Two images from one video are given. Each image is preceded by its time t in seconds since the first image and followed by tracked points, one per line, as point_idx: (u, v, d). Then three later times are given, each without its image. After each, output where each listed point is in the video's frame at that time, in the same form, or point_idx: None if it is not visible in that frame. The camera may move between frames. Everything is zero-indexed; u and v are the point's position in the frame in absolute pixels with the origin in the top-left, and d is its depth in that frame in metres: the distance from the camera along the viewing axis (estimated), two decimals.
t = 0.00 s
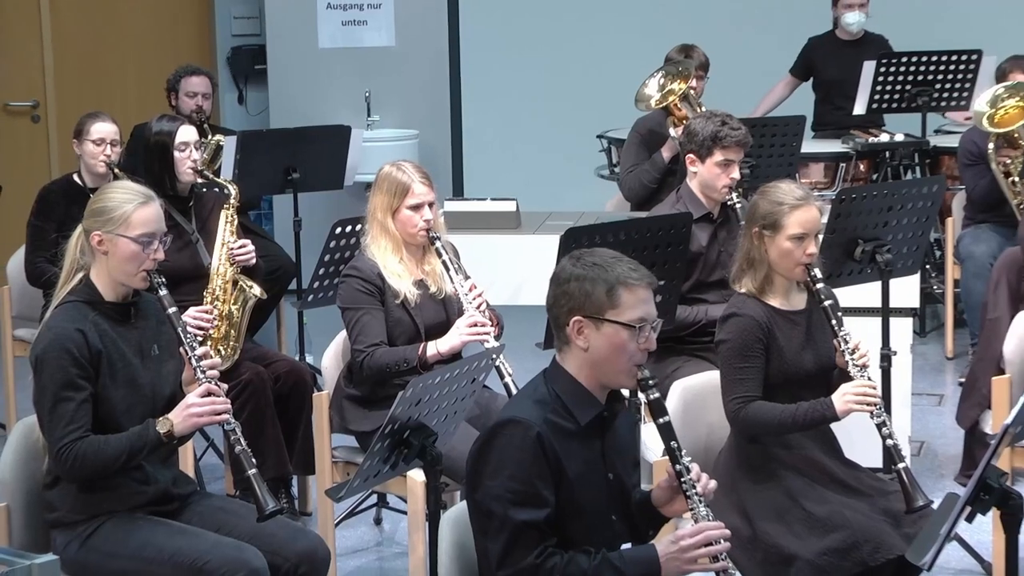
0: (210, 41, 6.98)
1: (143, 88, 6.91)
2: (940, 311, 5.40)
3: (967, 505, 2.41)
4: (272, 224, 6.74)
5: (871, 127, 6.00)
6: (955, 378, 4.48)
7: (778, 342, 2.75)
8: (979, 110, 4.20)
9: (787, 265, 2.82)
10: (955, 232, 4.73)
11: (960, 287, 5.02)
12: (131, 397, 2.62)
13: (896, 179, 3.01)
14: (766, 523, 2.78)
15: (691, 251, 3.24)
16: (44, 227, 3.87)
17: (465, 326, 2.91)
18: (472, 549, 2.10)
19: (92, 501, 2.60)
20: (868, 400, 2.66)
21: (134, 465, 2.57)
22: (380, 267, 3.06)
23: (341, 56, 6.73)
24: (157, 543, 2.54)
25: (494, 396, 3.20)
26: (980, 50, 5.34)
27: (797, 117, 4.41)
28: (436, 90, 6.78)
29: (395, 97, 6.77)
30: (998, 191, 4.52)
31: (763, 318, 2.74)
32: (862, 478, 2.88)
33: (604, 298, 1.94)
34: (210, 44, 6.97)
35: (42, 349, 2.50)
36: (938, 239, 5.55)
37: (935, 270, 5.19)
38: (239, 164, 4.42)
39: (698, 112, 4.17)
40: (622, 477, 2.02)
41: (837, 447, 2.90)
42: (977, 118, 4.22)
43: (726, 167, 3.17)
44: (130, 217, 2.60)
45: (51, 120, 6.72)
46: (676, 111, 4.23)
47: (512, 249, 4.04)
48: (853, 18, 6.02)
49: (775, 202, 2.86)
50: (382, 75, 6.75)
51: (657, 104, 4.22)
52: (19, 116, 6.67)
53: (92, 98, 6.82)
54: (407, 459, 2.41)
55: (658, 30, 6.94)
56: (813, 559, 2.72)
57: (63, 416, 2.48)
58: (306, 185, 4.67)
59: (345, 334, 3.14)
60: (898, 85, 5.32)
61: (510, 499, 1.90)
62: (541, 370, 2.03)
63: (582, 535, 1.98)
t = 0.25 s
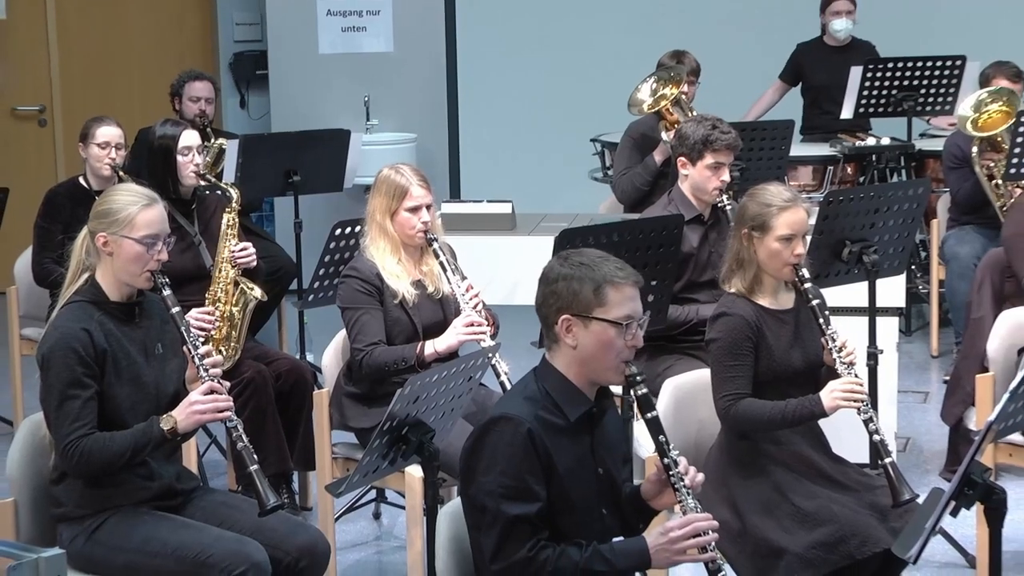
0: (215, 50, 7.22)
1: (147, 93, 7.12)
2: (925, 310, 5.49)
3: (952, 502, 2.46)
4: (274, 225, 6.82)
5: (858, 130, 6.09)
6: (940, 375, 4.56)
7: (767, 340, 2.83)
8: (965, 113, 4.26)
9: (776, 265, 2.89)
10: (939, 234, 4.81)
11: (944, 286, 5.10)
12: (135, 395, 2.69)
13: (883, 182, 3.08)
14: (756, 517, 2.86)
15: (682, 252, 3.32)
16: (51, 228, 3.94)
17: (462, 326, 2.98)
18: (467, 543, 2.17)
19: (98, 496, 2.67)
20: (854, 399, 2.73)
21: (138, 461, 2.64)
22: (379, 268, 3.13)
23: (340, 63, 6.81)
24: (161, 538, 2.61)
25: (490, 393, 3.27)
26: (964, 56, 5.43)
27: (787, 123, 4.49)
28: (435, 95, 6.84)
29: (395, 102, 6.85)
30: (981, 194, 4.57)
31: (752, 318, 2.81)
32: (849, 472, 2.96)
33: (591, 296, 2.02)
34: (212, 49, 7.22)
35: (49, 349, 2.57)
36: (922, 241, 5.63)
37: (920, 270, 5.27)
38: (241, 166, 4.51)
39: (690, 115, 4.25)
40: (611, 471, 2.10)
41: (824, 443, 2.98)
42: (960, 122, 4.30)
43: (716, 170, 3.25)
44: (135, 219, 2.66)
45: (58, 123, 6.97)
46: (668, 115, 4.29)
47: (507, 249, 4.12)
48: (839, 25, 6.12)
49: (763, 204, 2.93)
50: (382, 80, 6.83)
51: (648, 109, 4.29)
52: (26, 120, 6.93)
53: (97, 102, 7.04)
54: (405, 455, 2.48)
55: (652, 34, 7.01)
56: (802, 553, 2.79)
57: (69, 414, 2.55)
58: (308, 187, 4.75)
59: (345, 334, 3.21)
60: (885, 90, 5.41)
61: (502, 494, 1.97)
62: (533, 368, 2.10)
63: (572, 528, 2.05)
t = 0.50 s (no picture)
0: (216, 57, 7.33)
1: (152, 96, 7.29)
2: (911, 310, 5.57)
3: (937, 496, 2.54)
4: (275, 227, 6.90)
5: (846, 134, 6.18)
6: (926, 373, 4.64)
7: (756, 339, 2.91)
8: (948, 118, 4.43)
9: (765, 265, 2.97)
10: (924, 236, 4.89)
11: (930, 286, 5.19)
12: (139, 392, 2.76)
13: (870, 185, 3.15)
14: (746, 512, 2.94)
15: (673, 253, 3.40)
16: (58, 230, 4.02)
17: (459, 326, 3.05)
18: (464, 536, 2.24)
19: (104, 491, 2.75)
20: (842, 395, 2.81)
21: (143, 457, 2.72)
22: (378, 268, 3.21)
23: (341, 68, 6.90)
24: (165, 532, 2.68)
25: (487, 391, 3.35)
26: (949, 62, 5.56)
27: (776, 126, 4.58)
28: (432, 99, 6.95)
29: (393, 107, 6.96)
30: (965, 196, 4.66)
31: (742, 317, 2.88)
32: (837, 468, 3.03)
33: (577, 294, 2.11)
34: (217, 52, 7.32)
35: (55, 347, 2.65)
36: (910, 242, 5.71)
37: (907, 270, 5.36)
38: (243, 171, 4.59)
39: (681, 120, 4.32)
40: (600, 465, 2.17)
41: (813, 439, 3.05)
42: (944, 127, 4.45)
43: (707, 173, 3.33)
44: (140, 220, 2.74)
45: (64, 127, 7.14)
46: (661, 120, 4.37)
47: (502, 250, 4.20)
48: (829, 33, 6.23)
49: (752, 206, 3.01)
50: (381, 85, 6.92)
51: (642, 114, 4.37)
52: (34, 125, 7.11)
53: (103, 106, 7.22)
54: (404, 451, 2.55)
55: (649, 37, 7.07)
56: (790, 547, 2.87)
57: (76, 410, 2.62)
58: (309, 190, 4.82)
59: (345, 333, 3.28)
60: (872, 94, 5.54)
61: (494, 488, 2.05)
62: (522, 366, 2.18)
63: (564, 520, 2.13)
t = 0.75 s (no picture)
0: (213, 63, 7.48)
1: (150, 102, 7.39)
2: (890, 310, 5.66)
3: (915, 492, 2.61)
4: (269, 229, 6.98)
5: (827, 138, 6.28)
6: (904, 371, 4.73)
7: (739, 338, 2.98)
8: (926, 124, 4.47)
9: (747, 265, 3.03)
10: (903, 237, 4.96)
11: (909, 287, 5.28)
12: (135, 390, 2.83)
13: (849, 187, 3.23)
14: (730, 507, 3.00)
15: (658, 255, 3.48)
16: (55, 231, 4.08)
17: (449, 325, 3.12)
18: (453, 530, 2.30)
19: (101, 487, 2.81)
20: (825, 390, 2.88)
21: (139, 454, 2.78)
22: (370, 270, 3.28)
23: (335, 73, 7.13)
24: (160, 528, 2.75)
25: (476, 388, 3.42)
26: (926, 67, 5.65)
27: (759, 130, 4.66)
28: (422, 104, 7.20)
29: (382, 109, 7.17)
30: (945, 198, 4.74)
31: (725, 316, 2.95)
32: (818, 465, 3.11)
33: (548, 288, 2.17)
34: (212, 58, 7.46)
35: (53, 347, 2.71)
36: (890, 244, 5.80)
37: (885, 270, 5.44)
38: (238, 174, 4.66)
39: (667, 123, 4.39)
40: (582, 458, 2.25)
41: (795, 437, 3.13)
42: (923, 132, 4.50)
43: (691, 174, 3.41)
44: (137, 221, 2.79)
45: (63, 131, 7.21)
46: (646, 124, 4.45)
47: (489, 253, 4.28)
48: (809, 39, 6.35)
49: (734, 207, 3.09)
50: (372, 89, 7.15)
51: (627, 118, 4.45)
52: (31, 128, 7.16)
53: (103, 111, 7.31)
54: (394, 448, 2.60)
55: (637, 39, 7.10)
56: (772, 540, 2.95)
57: (74, 408, 2.69)
58: (302, 193, 4.89)
59: (337, 332, 3.34)
60: (852, 100, 5.63)
61: (480, 483, 2.11)
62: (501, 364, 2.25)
63: (551, 512, 2.19)
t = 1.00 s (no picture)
0: (211, 67, 7.64)
1: (149, 105, 7.56)
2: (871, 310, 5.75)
3: (897, 486, 2.69)
4: (267, 231, 7.07)
5: (808, 143, 6.39)
6: (886, 369, 4.82)
7: (726, 337, 3.06)
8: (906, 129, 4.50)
9: (732, 265, 3.11)
10: (885, 238, 5.06)
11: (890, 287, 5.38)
12: (136, 388, 2.91)
13: (832, 189, 3.32)
14: (717, 503, 3.07)
15: (647, 255, 3.56)
16: (57, 233, 4.15)
17: (442, 324, 3.21)
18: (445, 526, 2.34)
19: (102, 483, 2.89)
20: (809, 384, 2.96)
21: (140, 450, 2.86)
22: (365, 271, 3.36)
23: (327, 80, 7.17)
24: (160, 522, 2.82)
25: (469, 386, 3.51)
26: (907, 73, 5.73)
27: (745, 134, 4.75)
28: (416, 109, 7.27)
29: (378, 115, 7.24)
30: (924, 200, 4.82)
31: (712, 315, 3.03)
32: (803, 460, 3.20)
33: (526, 287, 2.26)
34: (210, 61, 7.64)
35: (55, 345, 2.79)
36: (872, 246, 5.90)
37: (868, 271, 5.54)
38: (235, 176, 4.73)
39: (654, 126, 4.46)
40: (568, 452, 2.33)
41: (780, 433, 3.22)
42: (904, 135, 4.53)
43: (677, 176, 3.50)
44: (138, 224, 2.87)
45: (65, 135, 7.31)
46: (634, 128, 4.53)
47: (480, 254, 4.36)
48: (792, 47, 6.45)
49: (718, 208, 3.17)
50: (367, 94, 7.21)
51: (616, 123, 4.52)
52: (34, 133, 7.26)
53: (104, 115, 7.42)
54: (389, 445, 2.66)
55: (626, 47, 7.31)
56: (758, 534, 3.02)
57: (75, 405, 2.77)
58: (298, 195, 4.97)
59: (333, 332, 3.42)
60: (833, 105, 5.73)
61: (470, 477, 2.18)
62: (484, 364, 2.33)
63: (539, 504, 2.27)
